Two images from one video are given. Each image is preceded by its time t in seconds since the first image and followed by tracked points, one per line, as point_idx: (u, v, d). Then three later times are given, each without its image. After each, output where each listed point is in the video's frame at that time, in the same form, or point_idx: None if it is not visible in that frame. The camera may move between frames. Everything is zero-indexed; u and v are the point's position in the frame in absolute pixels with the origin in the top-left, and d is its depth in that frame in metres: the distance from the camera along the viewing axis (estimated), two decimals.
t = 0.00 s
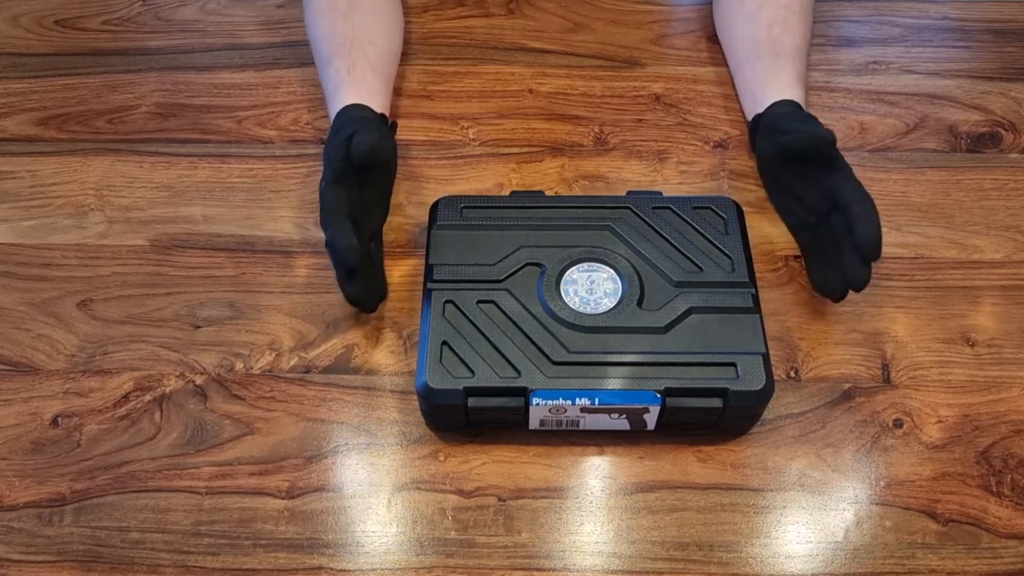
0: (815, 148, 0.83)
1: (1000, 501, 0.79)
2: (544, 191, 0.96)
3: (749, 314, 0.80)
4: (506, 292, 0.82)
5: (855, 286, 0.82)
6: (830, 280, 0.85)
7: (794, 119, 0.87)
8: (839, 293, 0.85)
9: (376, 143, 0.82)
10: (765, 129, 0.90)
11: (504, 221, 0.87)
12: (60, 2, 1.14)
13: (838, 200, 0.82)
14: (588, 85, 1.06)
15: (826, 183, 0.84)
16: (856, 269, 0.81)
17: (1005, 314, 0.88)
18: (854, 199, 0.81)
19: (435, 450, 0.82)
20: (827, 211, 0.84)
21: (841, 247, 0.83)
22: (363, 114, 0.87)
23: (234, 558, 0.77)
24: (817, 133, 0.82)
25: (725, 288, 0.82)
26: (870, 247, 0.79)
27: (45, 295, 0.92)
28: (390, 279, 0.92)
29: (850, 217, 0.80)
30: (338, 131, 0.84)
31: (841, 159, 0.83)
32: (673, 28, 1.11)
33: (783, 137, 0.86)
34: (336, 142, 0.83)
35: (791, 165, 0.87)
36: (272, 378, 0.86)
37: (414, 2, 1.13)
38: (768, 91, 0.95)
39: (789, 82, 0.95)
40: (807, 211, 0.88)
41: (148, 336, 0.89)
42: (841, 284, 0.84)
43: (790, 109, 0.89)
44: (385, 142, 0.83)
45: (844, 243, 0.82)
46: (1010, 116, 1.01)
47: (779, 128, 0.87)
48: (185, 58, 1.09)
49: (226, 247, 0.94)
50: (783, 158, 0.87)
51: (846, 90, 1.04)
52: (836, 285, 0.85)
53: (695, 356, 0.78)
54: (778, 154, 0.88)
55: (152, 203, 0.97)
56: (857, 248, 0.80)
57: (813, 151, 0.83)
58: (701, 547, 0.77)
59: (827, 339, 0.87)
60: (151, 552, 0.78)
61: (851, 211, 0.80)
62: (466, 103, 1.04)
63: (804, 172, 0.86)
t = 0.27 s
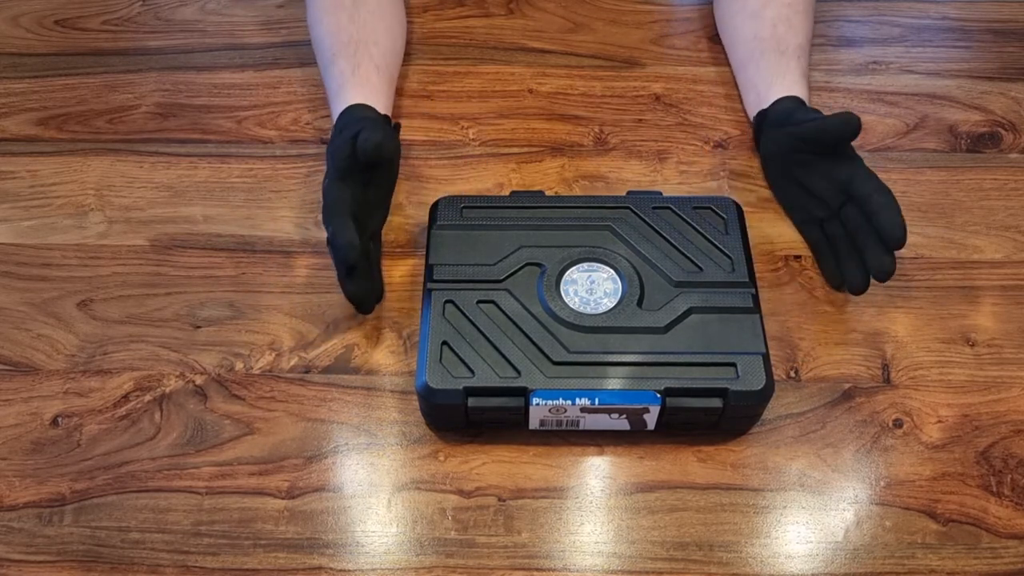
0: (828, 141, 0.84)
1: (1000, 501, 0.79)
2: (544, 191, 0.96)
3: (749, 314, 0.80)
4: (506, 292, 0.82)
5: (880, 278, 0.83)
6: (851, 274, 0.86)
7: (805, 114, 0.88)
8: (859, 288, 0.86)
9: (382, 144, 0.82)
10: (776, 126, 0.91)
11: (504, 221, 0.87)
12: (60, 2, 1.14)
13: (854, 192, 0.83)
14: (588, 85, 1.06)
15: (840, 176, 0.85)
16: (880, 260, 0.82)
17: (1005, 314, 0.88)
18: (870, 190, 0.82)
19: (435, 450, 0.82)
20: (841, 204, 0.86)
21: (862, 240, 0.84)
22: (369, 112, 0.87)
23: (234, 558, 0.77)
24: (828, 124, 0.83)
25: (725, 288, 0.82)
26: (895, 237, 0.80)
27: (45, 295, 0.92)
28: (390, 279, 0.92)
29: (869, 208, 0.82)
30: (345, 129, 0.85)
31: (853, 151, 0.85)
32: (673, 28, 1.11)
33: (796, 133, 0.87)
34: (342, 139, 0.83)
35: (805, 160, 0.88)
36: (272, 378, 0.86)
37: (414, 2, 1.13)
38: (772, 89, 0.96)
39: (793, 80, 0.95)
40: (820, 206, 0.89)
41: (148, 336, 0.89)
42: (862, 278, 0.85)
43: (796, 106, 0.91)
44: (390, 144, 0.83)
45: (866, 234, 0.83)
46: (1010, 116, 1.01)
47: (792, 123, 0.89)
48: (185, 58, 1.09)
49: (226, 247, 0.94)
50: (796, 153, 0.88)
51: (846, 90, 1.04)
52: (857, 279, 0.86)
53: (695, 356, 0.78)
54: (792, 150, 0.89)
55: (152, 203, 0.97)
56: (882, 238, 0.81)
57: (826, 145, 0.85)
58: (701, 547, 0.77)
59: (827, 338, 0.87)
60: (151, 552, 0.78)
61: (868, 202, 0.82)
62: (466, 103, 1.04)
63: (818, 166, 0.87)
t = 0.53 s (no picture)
0: (831, 141, 0.85)
1: (1000, 501, 0.79)
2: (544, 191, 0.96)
3: (749, 314, 0.80)
4: (506, 292, 0.82)
5: (881, 279, 0.83)
6: (851, 275, 0.86)
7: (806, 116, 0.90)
8: (859, 289, 0.86)
9: (364, 155, 0.83)
10: (776, 128, 0.92)
11: (504, 221, 0.87)
12: (60, 2, 1.14)
13: (857, 193, 0.84)
14: (588, 85, 1.06)
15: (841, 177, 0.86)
16: (882, 260, 0.83)
17: (1005, 314, 0.88)
18: (874, 193, 0.83)
19: (435, 450, 0.82)
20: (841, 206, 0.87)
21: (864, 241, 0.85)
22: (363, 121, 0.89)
23: (234, 558, 0.77)
24: (833, 124, 0.84)
25: (725, 288, 0.82)
26: (898, 237, 0.81)
27: (45, 295, 0.92)
28: (390, 279, 0.92)
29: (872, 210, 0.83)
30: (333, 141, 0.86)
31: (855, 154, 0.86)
32: (673, 28, 1.11)
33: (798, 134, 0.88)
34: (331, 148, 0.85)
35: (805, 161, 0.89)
36: (272, 378, 0.86)
37: (414, 2, 1.13)
38: (773, 88, 0.96)
39: (794, 80, 0.96)
40: (820, 207, 0.90)
41: (148, 336, 0.89)
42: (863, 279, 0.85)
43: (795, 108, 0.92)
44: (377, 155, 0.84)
45: (868, 235, 0.84)
46: (1010, 116, 1.01)
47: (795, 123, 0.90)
48: (185, 58, 1.09)
49: (226, 247, 0.94)
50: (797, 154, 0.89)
51: (846, 90, 1.04)
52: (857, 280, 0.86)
53: (695, 356, 0.78)
54: (793, 151, 0.90)
55: (152, 203, 0.97)
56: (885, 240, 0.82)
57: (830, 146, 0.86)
58: (701, 547, 0.77)
59: (827, 338, 0.87)
60: (151, 552, 0.78)
61: (872, 204, 0.83)
62: (466, 103, 1.04)
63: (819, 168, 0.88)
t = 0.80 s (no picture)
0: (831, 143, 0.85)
1: (1000, 501, 0.79)
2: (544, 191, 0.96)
3: (749, 314, 0.80)
4: (506, 292, 0.82)
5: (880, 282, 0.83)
6: (851, 277, 0.86)
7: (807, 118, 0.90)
8: (859, 291, 0.86)
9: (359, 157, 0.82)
10: (776, 130, 0.92)
11: (504, 221, 0.87)
12: (60, 2, 1.14)
13: (857, 194, 0.84)
14: (588, 85, 1.06)
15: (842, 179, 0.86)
16: (881, 263, 0.83)
17: (1005, 314, 0.88)
18: (873, 194, 0.83)
19: (435, 450, 0.82)
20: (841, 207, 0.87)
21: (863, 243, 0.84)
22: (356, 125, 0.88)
23: (234, 558, 0.77)
24: (832, 126, 0.84)
25: (725, 288, 0.82)
26: (896, 239, 0.81)
27: (45, 295, 0.92)
28: (390, 279, 0.92)
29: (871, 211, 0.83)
30: (328, 146, 0.86)
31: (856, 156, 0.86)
32: (673, 28, 1.11)
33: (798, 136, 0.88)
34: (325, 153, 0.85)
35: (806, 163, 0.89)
36: (272, 378, 0.86)
37: (414, 2, 1.13)
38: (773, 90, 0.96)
39: (794, 81, 0.96)
40: (819, 209, 0.89)
41: (148, 336, 0.89)
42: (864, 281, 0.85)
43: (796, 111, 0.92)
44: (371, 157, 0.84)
45: (866, 237, 0.84)
46: (1010, 116, 1.01)
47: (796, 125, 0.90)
48: (185, 58, 1.09)
49: (226, 247, 0.94)
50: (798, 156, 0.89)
51: (846, 90, 1.04)
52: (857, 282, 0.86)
53: (695, 356, 0.78)
54: (793, 152, 0.90)
55: (152, 203, 0.97)
56: (883, 242, 0.82)
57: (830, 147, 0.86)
58: (701, 547, 0.77)
59: (827, 338, 0.87)
60: (151, 552, 0.78)
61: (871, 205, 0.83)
62: (466, 103, 1.04)
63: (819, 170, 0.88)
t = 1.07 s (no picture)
0: (831, 143, 0.85)
1: (1000, 502, 0.79)
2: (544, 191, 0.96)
3: (749, 314, 0.80)
4: (506, 292, 0.82)
5: (874, 284, 0.83)
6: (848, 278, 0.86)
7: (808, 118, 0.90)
8: (856, 293, 0.86)
9: (359, 157, 0.82)
10: (776, 130, 0.92)
11: (503, 221, 0.87)
12: (60, 2, 1.14)
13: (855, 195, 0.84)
14: (588, 85, 1.06)
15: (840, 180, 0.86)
16: (876, 265, 0.83)
17: (1005, 314, 0.88)
18: (871, 196, 0.83)
19: (435, 450, 0.82)
20: (839, 209, 0.87)
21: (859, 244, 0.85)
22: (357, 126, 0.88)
23: (234, 558, 0.77)
24: (831, 127, 0.84)
25: (725, 289, 0.82)
26: (892, 242, 0.81)
27: (45, 295, 0.92)
28: (390, 280, 0.92)
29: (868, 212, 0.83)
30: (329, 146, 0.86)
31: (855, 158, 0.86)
32: (673, 28, 1.11)
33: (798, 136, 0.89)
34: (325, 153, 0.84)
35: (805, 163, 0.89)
36: (272, 378, 0.86)
37: (414, 2, 1.13)
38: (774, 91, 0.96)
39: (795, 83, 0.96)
40: (817, 210, 0.89)
41: (148, 336, 0.89)
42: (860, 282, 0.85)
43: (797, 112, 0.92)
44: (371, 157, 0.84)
45: (863, 238, 0.84)
46: (1010, 116, 1.01)
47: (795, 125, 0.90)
48: (185, 58, 1.09)
49: (226, 247, 0.94)
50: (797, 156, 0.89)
51: (846, 90, 1.04)
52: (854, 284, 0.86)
53: (695, 356, 0.78)
54: (792, 153, 0.90)
55: (152, 203, 0.97)
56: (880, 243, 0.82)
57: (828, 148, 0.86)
58: (701, 546, 0.77)
59: (827, 338, 0.87)
60: (151, 552, 0.78)
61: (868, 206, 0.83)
62: (466, 103, 1.04)
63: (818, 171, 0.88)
